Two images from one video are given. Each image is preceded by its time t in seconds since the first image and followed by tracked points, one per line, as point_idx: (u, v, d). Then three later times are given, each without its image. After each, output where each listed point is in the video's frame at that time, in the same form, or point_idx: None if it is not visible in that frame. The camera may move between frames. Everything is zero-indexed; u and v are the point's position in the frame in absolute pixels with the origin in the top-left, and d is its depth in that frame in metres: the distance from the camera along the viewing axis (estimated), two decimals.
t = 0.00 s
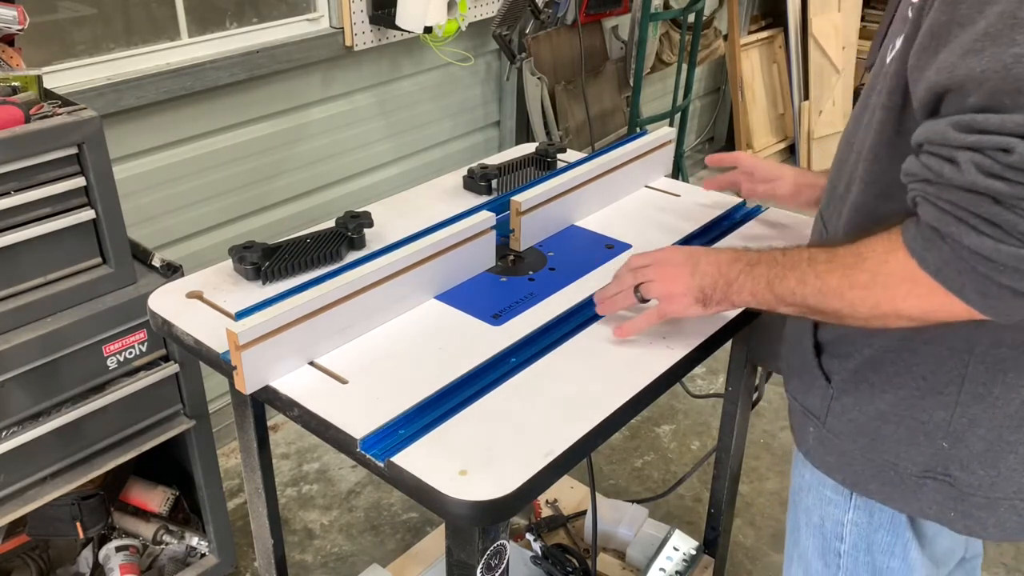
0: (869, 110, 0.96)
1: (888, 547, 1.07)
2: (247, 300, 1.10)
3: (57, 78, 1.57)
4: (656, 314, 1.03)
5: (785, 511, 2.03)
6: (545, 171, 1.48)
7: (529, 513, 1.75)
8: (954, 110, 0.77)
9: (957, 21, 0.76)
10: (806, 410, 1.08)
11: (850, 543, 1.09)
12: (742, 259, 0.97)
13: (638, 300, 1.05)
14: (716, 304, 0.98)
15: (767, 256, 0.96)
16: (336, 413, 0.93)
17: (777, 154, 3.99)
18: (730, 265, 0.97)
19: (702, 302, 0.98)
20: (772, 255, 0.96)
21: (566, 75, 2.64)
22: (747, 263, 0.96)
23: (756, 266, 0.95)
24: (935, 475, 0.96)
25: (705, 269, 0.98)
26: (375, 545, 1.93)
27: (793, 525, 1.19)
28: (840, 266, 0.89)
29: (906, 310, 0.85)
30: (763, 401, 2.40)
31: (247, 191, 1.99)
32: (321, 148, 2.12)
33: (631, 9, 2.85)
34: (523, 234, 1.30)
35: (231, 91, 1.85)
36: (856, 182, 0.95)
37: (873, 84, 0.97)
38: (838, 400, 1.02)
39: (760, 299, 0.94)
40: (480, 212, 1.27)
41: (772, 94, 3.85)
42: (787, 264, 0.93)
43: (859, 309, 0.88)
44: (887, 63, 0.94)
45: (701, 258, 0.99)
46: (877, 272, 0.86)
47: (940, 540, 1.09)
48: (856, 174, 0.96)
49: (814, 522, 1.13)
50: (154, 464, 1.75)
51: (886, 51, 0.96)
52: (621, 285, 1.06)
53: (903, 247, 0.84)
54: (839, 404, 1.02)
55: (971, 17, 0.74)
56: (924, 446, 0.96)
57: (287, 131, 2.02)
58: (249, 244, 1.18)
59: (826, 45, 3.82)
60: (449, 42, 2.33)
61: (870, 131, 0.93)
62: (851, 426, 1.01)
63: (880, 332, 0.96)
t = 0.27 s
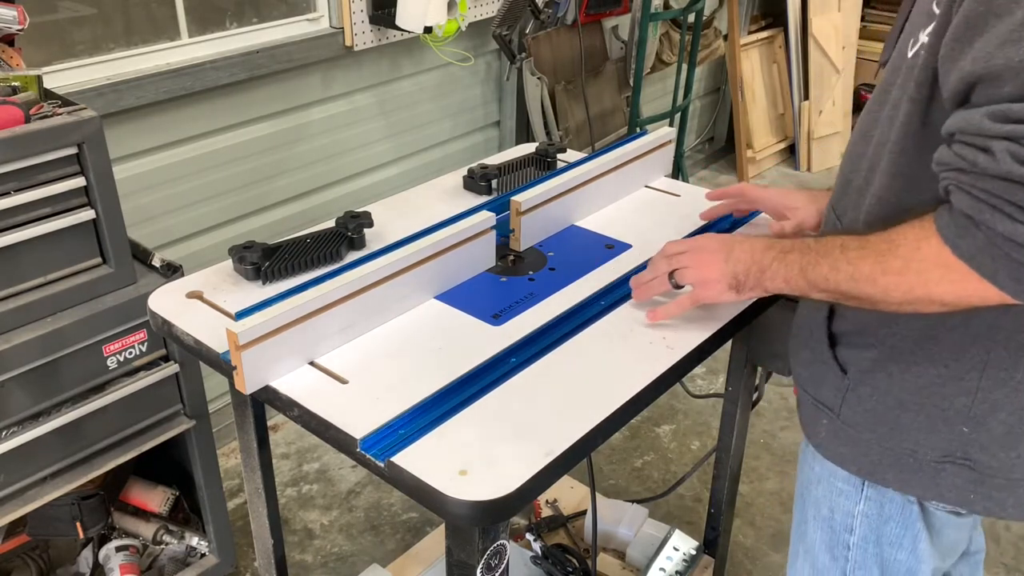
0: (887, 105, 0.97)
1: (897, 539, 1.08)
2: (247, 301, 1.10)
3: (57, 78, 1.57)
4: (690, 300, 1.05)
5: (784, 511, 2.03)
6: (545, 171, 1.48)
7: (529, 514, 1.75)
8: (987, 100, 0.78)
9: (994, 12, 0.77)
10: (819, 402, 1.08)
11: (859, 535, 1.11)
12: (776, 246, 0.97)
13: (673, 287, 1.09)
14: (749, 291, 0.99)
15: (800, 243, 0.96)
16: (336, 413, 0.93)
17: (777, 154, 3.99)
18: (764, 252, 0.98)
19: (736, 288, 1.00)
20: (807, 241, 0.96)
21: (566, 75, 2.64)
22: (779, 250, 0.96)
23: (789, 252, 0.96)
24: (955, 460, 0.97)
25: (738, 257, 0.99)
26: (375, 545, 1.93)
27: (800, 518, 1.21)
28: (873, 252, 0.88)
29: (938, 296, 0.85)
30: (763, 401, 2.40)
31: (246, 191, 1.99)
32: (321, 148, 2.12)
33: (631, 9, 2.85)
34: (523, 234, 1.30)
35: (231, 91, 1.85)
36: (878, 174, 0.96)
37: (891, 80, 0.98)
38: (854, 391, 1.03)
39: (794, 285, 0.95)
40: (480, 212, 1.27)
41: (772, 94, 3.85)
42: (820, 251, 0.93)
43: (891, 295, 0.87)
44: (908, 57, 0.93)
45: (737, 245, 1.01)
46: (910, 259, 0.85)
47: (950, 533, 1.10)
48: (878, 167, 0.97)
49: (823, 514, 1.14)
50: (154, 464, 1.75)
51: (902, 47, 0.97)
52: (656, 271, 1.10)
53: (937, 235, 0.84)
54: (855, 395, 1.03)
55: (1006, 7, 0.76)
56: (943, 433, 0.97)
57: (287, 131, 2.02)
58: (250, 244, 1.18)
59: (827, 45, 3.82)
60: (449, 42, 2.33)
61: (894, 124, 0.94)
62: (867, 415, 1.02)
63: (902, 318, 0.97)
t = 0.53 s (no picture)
0: (902, 101, 0.97)
1: (907, 534, 1.09)
2: (247, 301, 1.10)
3: (57, 78, 1.57)
4: (704, 301, 1.06)
5: (784, 511, 2.03)
6: (545, 171, 1.48)
7: (529, 514, 1.75)
8: (1015, 92, 0.79)
9: None
10: (830, 397, 1.08)
11: (870, 529, 1.11)
12: (791, 244, 0.97)
13: (685, 289, 1.09)
14: (765, 289, 1.00)
15: (816, 240, 0.96)
16: (336, 413, 0.93)
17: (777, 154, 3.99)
18: (779, 250, 0.98)
19: (752, 287, 1.00)
20: (824, 238, 0.96)
21: (566, 75, 2.64)
22: (796, 247, 0.96)
23: (805, 250, 0.96)
24: (971, 449, 0.98)
25: (753, 256, 0.99)
26: (375, 545, 1.93)
27: (808, 514, 1.21)
28: (900, 246, 0.88)
29: (969, 288, 0.85)
30: (763, 401, 2.40)
31: (246, 191, 1.99)
32: (321, 149, 2.12)
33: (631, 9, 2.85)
34: (523, 234, 1.30)
35: (231, 90, 1.85)
36: (897, 168, 0.96)
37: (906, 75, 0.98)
38: (868, 384, 1.03)
39: (812, 282, 0.95)
40: (480, 212, 1.27)
41: (772, 94, 3.85)
42: (840, 247, 0.93)
43: (919, 289, 0.87)
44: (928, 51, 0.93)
45: (750, 245, 1.01)
46: (940, 251, 0.85)
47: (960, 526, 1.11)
48: (896, 162, 0.98)
49: (832, 509, 1.14)
50: (154, 464, 1.75)
51: (915, 42, 0.97)
52: (666, 275, 1.10)
53: (970, 226, 0.83)
54: (869, 388, 1.03)
55: None
56: (959, 423, 0.98)
57: (287, 131, 2.02)
58: (250, 244, 1.18)
59: (827, 45, 3.83)
60: (449, 42, 2.33)
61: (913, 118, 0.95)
62: (881, 408, 1.02)
63: (921, 310, 0.97)
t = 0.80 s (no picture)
0: (914, 99, 0.97)
1: (916, 531, 1.09)
2: (248, 301, 1.10)
3: (57, 78, 1.57)
4: (725, 310, 1.08)
5: (784, 511, 2.03)
6: (545, 171, 1.48)
7: (529, 514, 1.75)
8: None
9: None
10: (841, 395, 1.09)
11: (879, 527, 1.11)
12: (809, 251, 1.00)
13: (704, 299, 1.11)
14: (785, 296, 1.02)
15: (833, 245, 0.99)
16: (335, 413, 0.93)
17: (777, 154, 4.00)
18: (797, 258, 1.01)
19: (773, 294, 1.03)
20: (842, 243, 0.98)
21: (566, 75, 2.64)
22: (813, 254, 0.99)
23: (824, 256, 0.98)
24: (985, 443, 0.99)
25: (771, 265, 1.03)
26: (375, 545, 1.93)
27: (814, 513, 1.20)
28: (919, 246, 0.89)
29: (991, 285, 0.85)
30: (763, 401, 2.41)
31: (245, 191, 1.99)
32: (320, 149, 2.12)
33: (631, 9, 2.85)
34: (523, 234, 1.30)
35: (231, 90, 1.85)
36: (910, 166, 0.96)
37: (917, 73, 0.98)
38: (881, 381, 1.04)
39: (833, 286, 0.97)
40: (480, 212, 1.27)
41: (772, 94, 3.85)
42: (858, 250, 0.95)
43: (939, 287, 0.88)
44: (939, 50, 0.94)
45: (768, 255, 1.04)
46: (963, 249, 0.86)
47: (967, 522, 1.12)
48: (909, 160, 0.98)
49: (841, 507, 1.14)
50: (154, 464, 1.75)
51: (925, 39, 0.97)
52: (685, 286, 1.12)
53: (991, 224, 0.84)
54: (881, 386, 1.04)
55: None
56: (973, 418, 0.98)
57: (286, 132, 2.02)
58: (250, 244, 1.18)
59: (827, 45, 3.83)
60: (449, 42, 2.33)
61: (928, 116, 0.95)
62: (894, 405, 1.03)
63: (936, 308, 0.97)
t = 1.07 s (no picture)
0: (918, 98, 0.97)
1: (920, 530, 1.09)
2: (248, 300, 1.10)
3: (57, 78, 1.57)
4: (723, 310, 1.09)
5: (784, 511, 2.03)
6: (545, 171, 1.48)
7: (529, 514, 1.75)
8: None
9: None
10: (845, 395, 1.09)
11: (883, 526, 1.11)
12: (807, 249, 1.00)
13: (703, 299, 1.11)
14: (783, 295, 1.03)
15: (832, 244, 0.99)
16: (335, 412, 0.93)
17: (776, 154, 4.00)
18: (795, 257, 1.01)
19: (771, 293, 1.03)
20: (841, 242, 0.98)
21: (566, 75, 2.64)
22: (811, 253, 0.99)
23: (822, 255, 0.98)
24: (990, 441, 0.99)
25: (770, 264, 1.03)
26: (376, 545, 1.93)
27: (818, 512, 1.20)
28: (918, 244, 0.89)
29: (992, 283, 0.85)
30: (763, 401, 2.41)
31: (245, 191, 1.99)
32: (320, 149, 2.12)
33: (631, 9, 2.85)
34: (523, 234, 1.30)
35: (231, 90, 1.85)
36: (914, 164, 0.96)
37: (921, 71, 0.98)
38: (884, 381, 1.03)
39: (831, 285, 0.97)
40: (480, 212, 1.27)
41: (772, 94, 3.85)
42: (857, 250, 0.95)
43: (940, 285, 0.88)
44: (943, 48, 0.94)
45: (766, 254, 1.04)
46: (963, 245, 0.86)
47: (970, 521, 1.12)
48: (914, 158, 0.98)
49: (845, 507, 1.14)
50: (154, 464, 1.75)
51: (929, 37, 0.97)
52: (684, 286, 1.12)
53: (992, 221, 0.84)
54: (886, 385, 1.03)
55: None
56: (978, 416, 0.98)
57: (286, 132, 2.02)
58: (250, 244, 1.18)
59: (827, 45, 3.83)
60: (449, 42, 2.33)
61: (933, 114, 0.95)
62: (899, 404, 1.03)
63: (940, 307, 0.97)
